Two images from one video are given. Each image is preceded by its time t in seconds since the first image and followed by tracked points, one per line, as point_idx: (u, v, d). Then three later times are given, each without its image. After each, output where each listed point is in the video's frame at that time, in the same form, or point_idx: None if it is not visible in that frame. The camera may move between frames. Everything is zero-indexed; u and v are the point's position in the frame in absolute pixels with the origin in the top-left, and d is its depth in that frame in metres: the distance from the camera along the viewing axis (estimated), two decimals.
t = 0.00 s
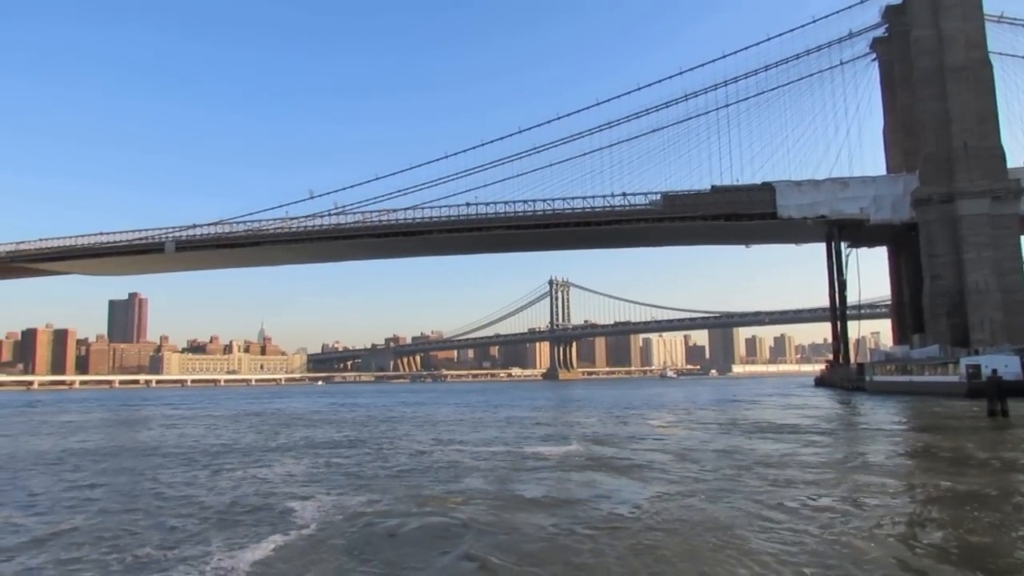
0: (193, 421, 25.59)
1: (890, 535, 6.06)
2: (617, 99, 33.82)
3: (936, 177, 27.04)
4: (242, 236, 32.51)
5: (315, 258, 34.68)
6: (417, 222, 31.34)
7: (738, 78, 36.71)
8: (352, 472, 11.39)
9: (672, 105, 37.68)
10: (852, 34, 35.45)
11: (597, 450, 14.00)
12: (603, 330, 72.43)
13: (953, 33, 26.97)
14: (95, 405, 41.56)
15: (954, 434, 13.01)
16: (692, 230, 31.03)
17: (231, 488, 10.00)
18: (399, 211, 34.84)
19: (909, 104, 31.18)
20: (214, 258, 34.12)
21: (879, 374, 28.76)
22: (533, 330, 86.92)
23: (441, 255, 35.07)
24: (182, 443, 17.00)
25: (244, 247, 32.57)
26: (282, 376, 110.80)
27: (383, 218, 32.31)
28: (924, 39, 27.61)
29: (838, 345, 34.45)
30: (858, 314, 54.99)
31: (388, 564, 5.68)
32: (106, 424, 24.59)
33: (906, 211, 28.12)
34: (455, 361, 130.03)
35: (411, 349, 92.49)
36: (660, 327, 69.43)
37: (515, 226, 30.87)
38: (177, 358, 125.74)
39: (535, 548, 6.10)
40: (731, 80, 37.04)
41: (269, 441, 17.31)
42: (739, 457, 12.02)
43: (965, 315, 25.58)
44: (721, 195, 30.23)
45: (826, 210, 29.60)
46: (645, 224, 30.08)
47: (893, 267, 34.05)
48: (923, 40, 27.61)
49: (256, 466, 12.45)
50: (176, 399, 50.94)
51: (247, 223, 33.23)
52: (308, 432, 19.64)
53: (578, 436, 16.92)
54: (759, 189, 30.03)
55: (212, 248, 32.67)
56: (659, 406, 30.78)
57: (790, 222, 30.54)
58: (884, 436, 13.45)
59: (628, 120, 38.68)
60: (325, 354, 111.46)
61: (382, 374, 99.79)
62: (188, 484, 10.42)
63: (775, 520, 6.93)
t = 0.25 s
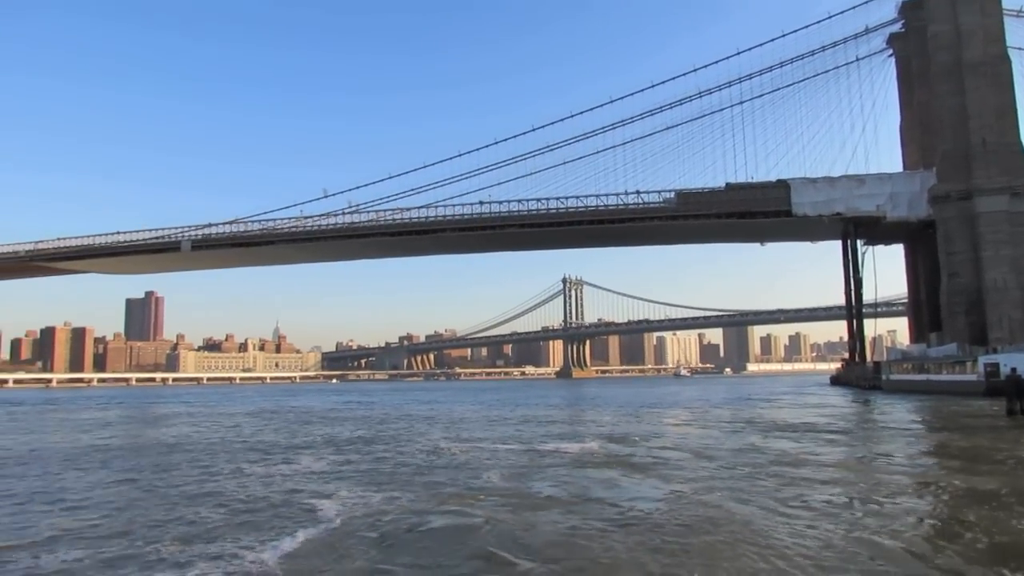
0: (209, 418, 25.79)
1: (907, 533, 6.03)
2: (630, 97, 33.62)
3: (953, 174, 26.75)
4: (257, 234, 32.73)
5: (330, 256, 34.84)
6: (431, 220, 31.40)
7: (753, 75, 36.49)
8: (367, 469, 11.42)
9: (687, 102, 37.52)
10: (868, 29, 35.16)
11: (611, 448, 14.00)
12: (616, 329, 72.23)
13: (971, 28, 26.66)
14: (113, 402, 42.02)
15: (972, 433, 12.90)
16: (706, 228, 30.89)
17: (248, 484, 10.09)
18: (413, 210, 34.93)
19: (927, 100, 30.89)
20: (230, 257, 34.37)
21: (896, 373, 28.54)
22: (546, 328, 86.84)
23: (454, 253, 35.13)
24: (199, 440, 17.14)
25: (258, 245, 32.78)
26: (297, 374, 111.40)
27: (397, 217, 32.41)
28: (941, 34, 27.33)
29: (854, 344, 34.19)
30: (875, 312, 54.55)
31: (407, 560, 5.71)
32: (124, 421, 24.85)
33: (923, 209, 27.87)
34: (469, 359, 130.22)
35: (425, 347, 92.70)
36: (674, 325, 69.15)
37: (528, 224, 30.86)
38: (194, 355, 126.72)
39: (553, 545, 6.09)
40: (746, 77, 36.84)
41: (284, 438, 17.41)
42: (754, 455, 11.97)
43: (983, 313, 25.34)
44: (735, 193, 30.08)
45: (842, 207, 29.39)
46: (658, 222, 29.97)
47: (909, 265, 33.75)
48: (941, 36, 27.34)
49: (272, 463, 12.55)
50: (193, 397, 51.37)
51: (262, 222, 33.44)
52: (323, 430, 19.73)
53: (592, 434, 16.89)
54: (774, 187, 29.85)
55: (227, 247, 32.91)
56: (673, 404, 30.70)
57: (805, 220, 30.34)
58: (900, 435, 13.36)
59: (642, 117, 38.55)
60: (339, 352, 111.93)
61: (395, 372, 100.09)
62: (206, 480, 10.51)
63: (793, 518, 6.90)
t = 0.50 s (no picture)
0: (225, 417, 26.00)
1: (927, 532, 5.98)
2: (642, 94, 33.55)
3: (971, 170, 26.47)
4: (272, 235, 32.93)
5: (343, 256, 34.98)
6: (444, 219, 31.46)
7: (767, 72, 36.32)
8: (382, 467, 11.45)
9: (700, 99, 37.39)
10: (883, 24, 34.88)
11: (625, 446, 13.98)
12: (630, 328, 72.07)
13: (988, 22, 26.38)
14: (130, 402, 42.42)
15: (991, 431, 12.78)
16: (720, 226, 30.74)
17: (265, 482, 10.16)
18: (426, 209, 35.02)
19: (943, 96, 30.59)
20: (244, 257, 34.60)
21: (912, 371, 28.30)
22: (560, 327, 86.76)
23: (467, 253, 35.18)
24: (215, 439, 17.26)
25: (273, 246, 32.96)
26: (311, 373, 111.94)
27: (410, 216, 32.49)
28: (958, 29, 27.06)
29: (870, 342, 33.96)
30: (891, 310, 54.10)
31: (424, 557, 5.72)
32: (141, 420, 25.07)
33: (940, 205, 27.61)
34: (482, 358, 130.39)
35: (438, 347, 92.89)
36: (688, 324, 68.93)
37: (541, 223, 30.85)
38: (209, 355, 127.63)
39: (570, 542, 6.08)
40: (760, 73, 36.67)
41: (299, 437, 17.50)
42: (770, 453, 11.92)
43: (1001, 310, 25.05)
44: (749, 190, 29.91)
45: (858, 204, 29.16)
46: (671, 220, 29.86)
47: (926, 262, 33.44)
48: (957, 30, 27.07)
49: (287, 461, 12.63)
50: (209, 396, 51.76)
51: (276, 222, 33.64)
52: (338, 429, 19.82)
53: (606, 432, 16.87)
54: (788, 184, 29.67)
55: (242, 247, 33.13)
56: (687, 403, 30.60)
57: (820, 217, 30.12)
58: (918, 433, 13.26)
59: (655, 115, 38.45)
60: (353, 351, 112.37)
61: (409, 371, 100.38)
62: (222, 479, 10.57)
63: (811, 516, 6.85)
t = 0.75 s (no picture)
0: (240, 416, 26.13)
1: (949, 531, 5.91)
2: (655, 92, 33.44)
3: (989, 166, 26.17)
4: (286, 234, 33.09)
5: (357, 255, 35.09)
6: (456, 218, 31.48)
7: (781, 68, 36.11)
8: (397, 465, 11.47)
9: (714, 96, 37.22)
10: (899, 20, 34.57)
11: (640, 443, 13.94)
12: (643, 326, 71.83)
13: (1007, 16, 26.09)
14: (147, 400, 42.71)
15: (1010, 430, 12.66)
16: (734, 224, 30.52)
17: (280, 478, 10.23)
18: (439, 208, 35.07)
19: (961, 92, 30.28)
20: (259, 257, 34.77)
21: (929, 369, 28.03)
22: (573, 326, 86.69)
23: (480, 252, 35.21)
24: (230, 437, 17.37)
25: (287, 245, 33.13)
26: (325, 372, 112.53)
27: (423, 215, 32.55)
28: (976, 23, 26.78)
29: (886, 340, 33.68)
30: (908, 309, 53.67)
31: (440, 553, 5.72)
32: (158, 418, 25.28)
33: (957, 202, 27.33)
34: (495, 357, 130.43)
35: (452, 345, 92.98)
36: (702, 322, 68.61)
37: (554, 221, 30.81)
38: (224, 354, 128.57)
39: (587, 540, 6.07)
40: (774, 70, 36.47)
41: (314, 435, 17.58)
42: (788, 452, 11.83)
43: (1020, 307, 24.76)
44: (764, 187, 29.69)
45: (874, 201, 28.87)
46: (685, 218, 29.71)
47: (943, 260, 33.12)
48: (975, 25, 26.80)
49: (302, 459, 12.66)
50: (224, 395, 52.11)
51: (290, 221, 33.80)
52: (353, 427, 19.88)
53: (621, 431, 16.82)
54: (803, 181, 29.44)
55: (256, 246, 33.29)
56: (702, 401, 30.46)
57: (836, 214, 29.85)
58: (936, 432, 13.16)
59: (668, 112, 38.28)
60: (367, 350, 112.81)
61: (423, 370, 100.58)
62: (238, 476, 10.63)
63: (830, 515, 6.80)
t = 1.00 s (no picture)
0: (257, 415, 26.30)
1: (970, 531, 5.82)
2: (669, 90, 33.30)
3: (1009, 162, 25.84)
4: (300, 234, 33.27)
5: (371, 255, 35.21)
6: (470, 217, 31.50)
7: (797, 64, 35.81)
8: (411, 463, 11.48)
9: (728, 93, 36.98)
10: (916, 14, 34.20)
11: (655, 442, 13.90)
12: (658, 325, 71.56)
13: None
14: (165, 400, 43.09)
15: None
16: (749, 222, 30.31)
17: (296, 476, 10.29)
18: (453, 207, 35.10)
19: (979, 87, 29.92)
20: (274, 257, 34.97)
21: (948, 368, 27.75)
22: (587, 324, 86.52)
23: (494, 251, 35.22)
24: (246, 435, 17.47)
25: (302, 244, 33.30)
26: (340, 371, 112.96)
27: (437, 215, 32.59)
28: (995, 17, 26.44)
29: (904, 338, 33.36)
30: (926, 307, 53.13)
31: (454, 551, 5.72)
32: (175, 417, 25.51)
33: (976, 198, 27.02)
34: (509, 356, 130.45)
35: (465, 345, 93.13)
36: (717, 321, 68.25)
37: (567, 220, 30.75)
38: (240, 353, 129.46)
39: (602, 539, 6.04)
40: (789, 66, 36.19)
41: (329, 434, 17.65)
42: (805, 451, 11.73)
43: None
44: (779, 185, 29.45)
45: (891, 198, 28.59)
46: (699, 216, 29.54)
47: (962, 257, 32.76)
48: (994, 19, 26.45)
49: (317, 457, 12.72)
50: (241, 394, 52.47)
51: (305, 221, 33.96)
52: (368, 426, 19.94)
53: (636, 430, 16.76)
54: (819, 178, 29.20)
55: (271, 247, 33.49)
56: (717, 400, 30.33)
57: (852, 212, 29.58)
58: (955, 431, 13.03)
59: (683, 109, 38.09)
60: (382, 349, 113.12)
61: (437, 369, 100.77)
62: (253, 474, 10.69)
63: (848, 515, 6.72)
